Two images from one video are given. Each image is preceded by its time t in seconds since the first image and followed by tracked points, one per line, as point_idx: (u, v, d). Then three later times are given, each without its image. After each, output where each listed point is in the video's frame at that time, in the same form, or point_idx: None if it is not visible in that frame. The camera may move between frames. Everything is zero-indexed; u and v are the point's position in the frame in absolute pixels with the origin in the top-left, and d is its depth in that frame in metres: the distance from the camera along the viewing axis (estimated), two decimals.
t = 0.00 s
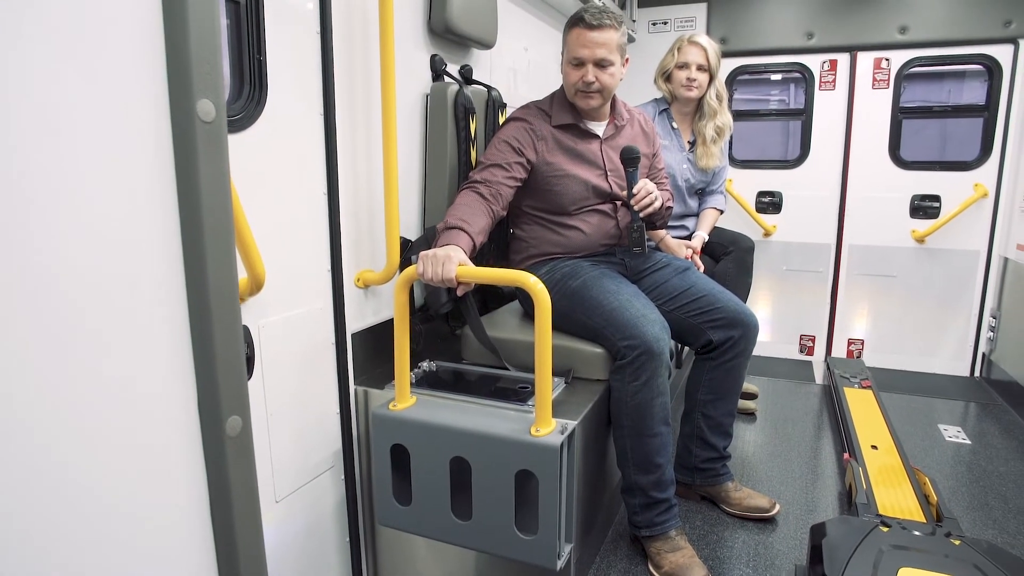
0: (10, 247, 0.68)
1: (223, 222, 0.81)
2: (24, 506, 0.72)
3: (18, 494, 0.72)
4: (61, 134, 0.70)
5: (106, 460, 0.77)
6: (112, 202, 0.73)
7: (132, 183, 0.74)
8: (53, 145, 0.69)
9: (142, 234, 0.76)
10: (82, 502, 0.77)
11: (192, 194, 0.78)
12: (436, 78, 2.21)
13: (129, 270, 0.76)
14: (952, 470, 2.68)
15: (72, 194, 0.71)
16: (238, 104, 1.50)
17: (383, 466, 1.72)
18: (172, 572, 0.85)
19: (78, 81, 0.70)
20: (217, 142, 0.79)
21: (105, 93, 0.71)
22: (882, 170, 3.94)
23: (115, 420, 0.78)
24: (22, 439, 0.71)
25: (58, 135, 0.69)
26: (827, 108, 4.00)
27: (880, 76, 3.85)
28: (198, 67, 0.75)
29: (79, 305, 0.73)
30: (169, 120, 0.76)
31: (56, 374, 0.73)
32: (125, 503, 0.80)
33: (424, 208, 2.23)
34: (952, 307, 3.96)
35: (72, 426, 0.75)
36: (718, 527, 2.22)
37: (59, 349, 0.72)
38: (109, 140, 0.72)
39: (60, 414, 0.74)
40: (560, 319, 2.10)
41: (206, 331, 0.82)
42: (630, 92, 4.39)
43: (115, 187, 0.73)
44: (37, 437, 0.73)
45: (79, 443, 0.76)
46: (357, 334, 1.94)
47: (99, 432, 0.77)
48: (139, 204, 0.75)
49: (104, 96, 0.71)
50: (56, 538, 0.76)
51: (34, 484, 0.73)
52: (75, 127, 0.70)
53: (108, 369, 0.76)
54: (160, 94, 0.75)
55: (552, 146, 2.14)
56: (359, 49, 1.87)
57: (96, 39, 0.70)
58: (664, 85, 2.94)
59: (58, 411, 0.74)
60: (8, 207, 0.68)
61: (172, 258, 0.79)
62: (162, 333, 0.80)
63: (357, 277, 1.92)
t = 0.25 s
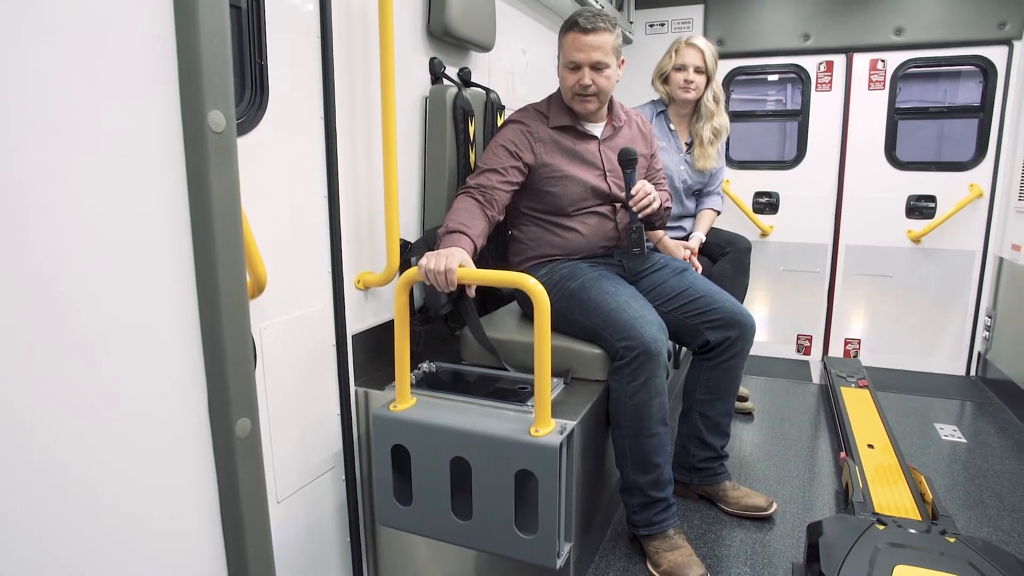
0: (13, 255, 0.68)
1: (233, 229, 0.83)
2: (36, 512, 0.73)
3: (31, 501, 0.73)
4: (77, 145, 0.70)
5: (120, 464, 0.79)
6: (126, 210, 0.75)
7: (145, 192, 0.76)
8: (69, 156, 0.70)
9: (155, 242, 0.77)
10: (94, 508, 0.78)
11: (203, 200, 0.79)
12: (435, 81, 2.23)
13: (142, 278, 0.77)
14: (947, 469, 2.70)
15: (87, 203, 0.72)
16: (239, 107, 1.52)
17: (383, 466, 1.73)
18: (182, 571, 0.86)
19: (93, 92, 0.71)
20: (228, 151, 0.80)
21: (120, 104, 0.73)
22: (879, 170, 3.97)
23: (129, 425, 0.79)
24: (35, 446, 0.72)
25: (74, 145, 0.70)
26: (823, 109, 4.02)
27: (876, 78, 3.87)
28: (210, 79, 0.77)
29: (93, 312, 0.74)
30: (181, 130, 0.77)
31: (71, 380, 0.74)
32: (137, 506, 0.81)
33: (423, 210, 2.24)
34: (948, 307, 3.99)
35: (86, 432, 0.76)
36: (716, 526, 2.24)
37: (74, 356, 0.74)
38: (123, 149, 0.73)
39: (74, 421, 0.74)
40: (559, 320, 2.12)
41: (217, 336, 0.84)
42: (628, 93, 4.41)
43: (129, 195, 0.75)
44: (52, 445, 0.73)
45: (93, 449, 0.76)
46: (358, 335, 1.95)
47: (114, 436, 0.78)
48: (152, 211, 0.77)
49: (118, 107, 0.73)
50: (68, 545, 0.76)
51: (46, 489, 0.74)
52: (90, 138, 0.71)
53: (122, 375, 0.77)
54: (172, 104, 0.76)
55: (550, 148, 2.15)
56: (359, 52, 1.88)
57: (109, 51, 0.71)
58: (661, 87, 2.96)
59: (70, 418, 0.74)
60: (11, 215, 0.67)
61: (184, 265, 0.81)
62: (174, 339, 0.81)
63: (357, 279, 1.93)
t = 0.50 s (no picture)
0: (14, 255, 0.68)
1: (231, 231, 0.83)
2: (36, 512, 0.74)
3: (31, 501, 0.73)
4: (76, 146, 0.71)
5: (119, 463, 0.79)
6: (125, 212, 0.75)
7: (144, 194, 0.76)
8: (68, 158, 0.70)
9: (153, 244, 0.78)
10: (93, 508, 0.78)
11: (201, 201, 0.79)
12: (431, 81, 2.23)
13: (141, 279, 0.78)
14: (941, 467, 2.71)
15: (86, 204, 0.72)
16: (235, 108, 1.52)
17: (380, 465, 1.74)
18: (181, 570, 0.87)
19: (92, 94, 0.71)
20: (226, 152, 0.81)
21: (118, 106, 0.73)
22: (873, 170, 3.98)
23: (128, 425, 0.79)
24: (35, 446, 0.72)
25: (73, 146, 0.71)
26: (818, 109, 4.03)
27: (871, 78, 3.89)
28: (207, 81, 0.77)
29: (92, 313, 0.75)
30: (179, 132, 0.78)
31: (71, 380, 0.74)
32: (136, 506, 0.81)
33: (419, 210, 2.25)
34: (942, 306, 4.01)
35: (84, 432, 0.76)
36: (711, 524, 2.25)
37: (73, 356, 0.74)
38: (121, 151, 0.74)
39: (73, 420, 0.75)
40: (554, 319, 2.12)
41: (215, 337, 0.84)
42: (624, 93, 4.41)
43: (127, 197, 0.75)
44: (53, 445, 0.74)
45: (92, 450, 0.77)
46: (354, 335, 1.95)
47: (112, 436, 0.78)
48: (150, 213, 0.77)
49: (116, 109, 0.73)
50: (68, 545, 0.77)
51: (46, 490, 0.74)
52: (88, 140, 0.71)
53: (121, 375, 0.78)
54: (170, 107, 0.77)
55: (544, 149, 2.16)
56: (355, 52, 1.88)
57: (107, 53, 0.72)
58: (656, 87, 2.97)
59: (69, 418, 0.75)
60: (12, 215, 0.68)
61: (183, 266, 0.81)
62: (172, 340, 0.82)
63: (352, 279, 1.93)
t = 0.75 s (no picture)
0: (14, 256, 0.69)
1: (235, 233, 0.84)
2: (39, 511, 0.74)
3: (34, 501, 0.74)
4: (80, 148, 0.72)
5: (122, 462, 0.80)
6: (128, 212, 0.76)
7: (149, 194, 0.77)
8: (72, 159, 0.71)
9: (158, 244, 0.79)
10: (94, 508, 0.79)
11: (205, 202, 0.80)
12: (430, 83, 2.24)
13: (146, 280, 0.79)
14: (938, 467, 2.72)
15: (91, 205, 0.73)
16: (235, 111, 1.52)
17: (379, 466, 1.74)
18: (182, 570, 0.87)
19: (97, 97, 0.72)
20: (230, 154, 0.81)
21: (123, 109, 0.74)
22: (870, 172, 4.00)
23: (133, 423, 0.80)
24: (36, 446, 0.73)
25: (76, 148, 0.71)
26: (816, 111, 4.05)
27: (868, 80, 3.91)
28: (212, 85, 0.78)
29: (94, 312, 0.75)
30: (184, 135, 0.79)
31: (72, 379, 0.75)
32: (138, 505, 0.82)
33: (418, 212, 2.25)
34: (939, 307, 4.02)
35: (88, 432, 0.77)
36: (709, 525, 2.25)
37: (75, 356, 0.75)
38: (127, 153, 0.75)
39: (76, 420, 0.76)
40: (553, 321, 2.13)
41: (220, 338, 0.85)
42: (622, 95, 4.42)
43: (133, 197, 0.76)
44: (54, 444, 0.74)
45: (94, 449, 0.77)
46: (353, 337, 1.96)
47: (115, 435, 0.79)
48: (155, 213, 0.78)
49: (122, 112, 0.74)
50: (70, 545, 0.77)
51: (48, 489, 0.75)
52: (93, 141, 0.72)
53: (125, 374, 0.79)
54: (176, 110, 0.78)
55: (541, 152, 2.17)
56: (354, 55, 1.89)
57: (117, 56, 0.73)
58: (654, 89, 2.98)
59: (70, 417, 0.75)
60: (12, 215, 0.68)
61: (188, 267, 0.82)
62: (177, 340, 0.83)
63: (352, 281, 1.94)
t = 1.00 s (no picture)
0: (12, 254, 0.69)
1: (238, 234, 0.84)
2: (39, 512, 0.75)
3: (33, 501, 0.74)
4: (82, 148, 0.72)
5: (122, 462, 0.80)
6: (129, 212, 0.76)
7: (151, 194, 0.77)
8: (73, 159, 0.71)
9: (160, 244, 0.79)
10: (94, 508, 0.79)
11: (208, 203, 0.80)
12: (429, 84, 2.24)
13: (148, 279, 0.79)
14: (936, 466, 2.73)
15: (92, 205, 0.73)
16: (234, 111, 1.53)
17: (379, 466, 1.75)
18: (182, 570, 0.88)
19: (99, 98, 0.72)
20: (232, 155, 0.82)
21: (125, 110, 0.74)
22: (867, 172, 4.01)
23: (134, 423, 0.80)
24: (36, 446, 0.73)
25: (77, 149, 0.71)
26: (813, 111, 4.06)
27: (865, 80, 3.92)
28: (215, 85, 0.78)
29: (94, 312, 0.75)
30: (186, 135, 0.79)
31: (72, 379, 0.75)
32: (137, 505, 0.82)
33: (417, 212, 2.26)
34: (936, 306, 4.04)
35: (88, 431, 0.77)
36: (708, 524, 2.26)
37: (75, 355, 0.75)
38: (129, 154, 0.75)
39: (76, 419, 0.76)
40: (551, 321, 2.14)
41: (222, 339, 0.85)
42: (620, 95, 4.43)
43: (135, 197, 0.76)
44: (53, 443, 0.75)
45: (93, 448, 0.78)
46: (352, 336, 1.96)
47: (115, 434, 0.79)
48: (157, 213, 0.78)
49: (124, 113, 0.74)
50: (70, 545, 0.77)
51: (48, 489, 0.75)
52: (94, 142, 0.72)
53: (125, 374, 0.79)
54: (178, 110, 0.78)
55: (540, 154, 2.17)
56: (353, 55, 1.90)
57: (119, 57, 0.73)
58: (653, 89, 2.99)
59: (69, 417, 0.75)
60: (11, 214, 0.68)
61: (190, 266, 0.82)
62: (179, 342, 0.83)
63: (351, 281, 1.95)
